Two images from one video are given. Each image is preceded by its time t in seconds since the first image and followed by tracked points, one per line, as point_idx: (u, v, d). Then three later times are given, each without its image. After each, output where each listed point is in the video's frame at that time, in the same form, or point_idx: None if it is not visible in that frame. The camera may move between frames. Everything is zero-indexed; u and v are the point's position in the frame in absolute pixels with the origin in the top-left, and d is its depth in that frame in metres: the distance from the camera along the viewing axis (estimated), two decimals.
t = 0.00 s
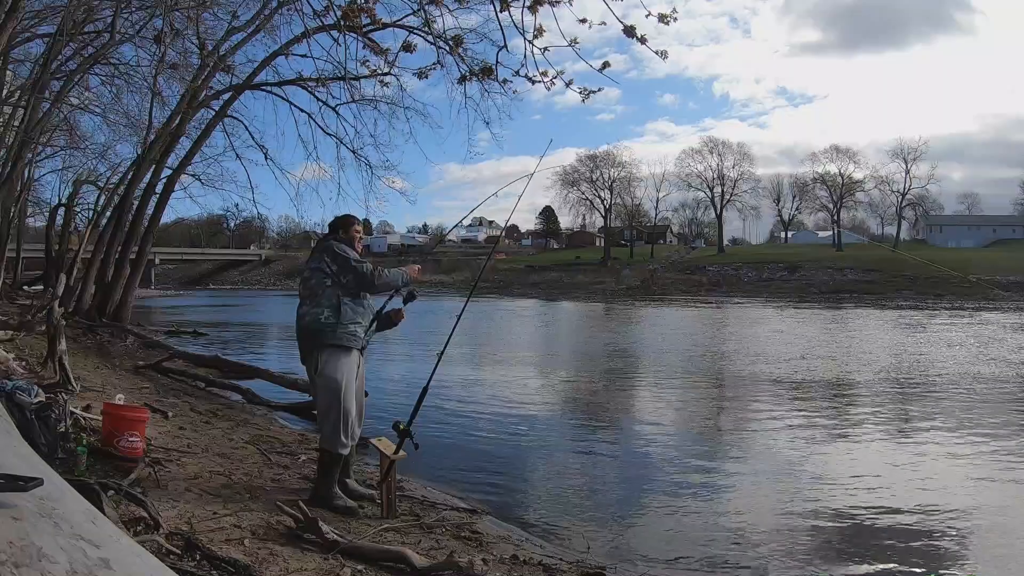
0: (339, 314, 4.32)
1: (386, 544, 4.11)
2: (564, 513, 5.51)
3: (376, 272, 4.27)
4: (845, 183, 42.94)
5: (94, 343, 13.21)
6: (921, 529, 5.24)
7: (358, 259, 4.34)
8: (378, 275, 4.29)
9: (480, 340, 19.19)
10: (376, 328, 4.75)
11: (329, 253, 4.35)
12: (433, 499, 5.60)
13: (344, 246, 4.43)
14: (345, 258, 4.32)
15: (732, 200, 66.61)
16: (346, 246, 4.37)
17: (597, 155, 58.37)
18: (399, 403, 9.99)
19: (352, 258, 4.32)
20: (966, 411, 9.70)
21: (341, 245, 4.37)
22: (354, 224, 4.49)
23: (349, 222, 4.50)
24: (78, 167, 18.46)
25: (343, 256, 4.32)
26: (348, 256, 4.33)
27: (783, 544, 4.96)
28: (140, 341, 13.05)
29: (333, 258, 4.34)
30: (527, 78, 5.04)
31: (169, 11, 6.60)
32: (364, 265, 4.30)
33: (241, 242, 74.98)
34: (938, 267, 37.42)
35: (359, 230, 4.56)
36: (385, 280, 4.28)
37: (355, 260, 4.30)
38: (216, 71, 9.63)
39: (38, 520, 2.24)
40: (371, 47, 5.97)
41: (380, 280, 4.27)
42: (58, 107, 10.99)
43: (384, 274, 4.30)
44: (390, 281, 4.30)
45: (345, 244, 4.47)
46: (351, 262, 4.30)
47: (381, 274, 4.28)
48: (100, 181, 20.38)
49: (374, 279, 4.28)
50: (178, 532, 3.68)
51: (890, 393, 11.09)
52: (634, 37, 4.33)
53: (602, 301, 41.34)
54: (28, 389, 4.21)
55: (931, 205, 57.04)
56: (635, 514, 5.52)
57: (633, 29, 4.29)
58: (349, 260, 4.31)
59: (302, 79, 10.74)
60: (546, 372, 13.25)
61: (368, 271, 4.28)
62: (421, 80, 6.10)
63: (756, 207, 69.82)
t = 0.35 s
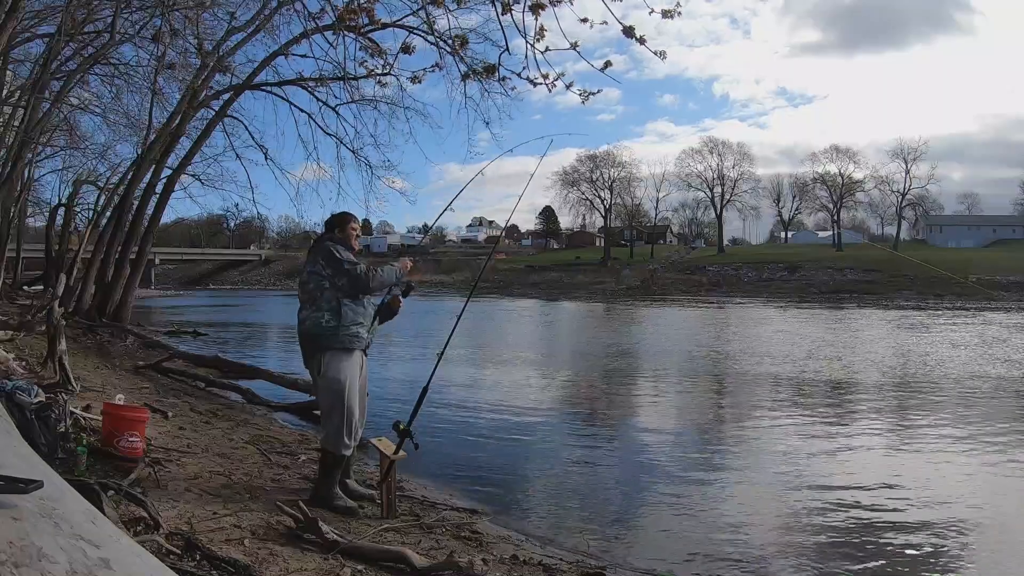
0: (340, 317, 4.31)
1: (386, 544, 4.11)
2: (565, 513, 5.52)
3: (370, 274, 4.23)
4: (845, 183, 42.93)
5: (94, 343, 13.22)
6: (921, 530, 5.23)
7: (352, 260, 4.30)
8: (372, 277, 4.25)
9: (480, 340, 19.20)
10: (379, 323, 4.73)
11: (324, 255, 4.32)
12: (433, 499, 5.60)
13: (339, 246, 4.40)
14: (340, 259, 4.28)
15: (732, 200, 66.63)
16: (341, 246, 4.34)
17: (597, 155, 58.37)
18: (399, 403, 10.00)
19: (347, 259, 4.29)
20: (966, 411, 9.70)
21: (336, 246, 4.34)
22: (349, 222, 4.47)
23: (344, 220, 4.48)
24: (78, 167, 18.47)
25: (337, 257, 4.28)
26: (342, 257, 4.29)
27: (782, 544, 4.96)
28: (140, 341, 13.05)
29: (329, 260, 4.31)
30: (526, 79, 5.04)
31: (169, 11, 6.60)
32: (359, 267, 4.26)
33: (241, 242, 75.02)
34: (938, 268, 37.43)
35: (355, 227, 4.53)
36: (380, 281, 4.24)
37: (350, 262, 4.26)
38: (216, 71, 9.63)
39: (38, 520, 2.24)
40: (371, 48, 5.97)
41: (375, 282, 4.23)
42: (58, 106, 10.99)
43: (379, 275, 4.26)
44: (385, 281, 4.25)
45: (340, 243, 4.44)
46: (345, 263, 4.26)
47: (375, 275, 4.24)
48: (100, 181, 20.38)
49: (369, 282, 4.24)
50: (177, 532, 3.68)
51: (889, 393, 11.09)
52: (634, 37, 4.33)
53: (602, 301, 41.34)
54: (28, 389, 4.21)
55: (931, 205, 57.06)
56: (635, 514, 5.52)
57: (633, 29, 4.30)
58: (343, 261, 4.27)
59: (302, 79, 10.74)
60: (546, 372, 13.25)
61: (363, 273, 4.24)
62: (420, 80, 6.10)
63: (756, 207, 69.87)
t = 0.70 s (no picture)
0: (337, 319, 4.32)
1: (386, 544, 4.11)
2: (565, 514, 5.51)
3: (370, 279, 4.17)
4: (845, 184, 42.89)
5: (94, 343, 13.23)
6: (921, 530, 5.23)
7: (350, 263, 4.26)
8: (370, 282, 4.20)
9: (480, 340, 19.20)
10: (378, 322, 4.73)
11: (321, 256, 4.29)
12: (433, 499, 5.61)
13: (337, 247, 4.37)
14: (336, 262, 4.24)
15: (732, 200, 66.61)
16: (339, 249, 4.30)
17: (597, 155, 58.34)
18: (399, 403, 10.00)
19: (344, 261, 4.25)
20: (966, 411, 9.70)
21: (334, 247, 4.31)
22: (348, 221, 4.45)
23: (343, 218, 4.46)
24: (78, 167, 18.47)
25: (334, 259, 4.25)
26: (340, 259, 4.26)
27: (782, 545, 4.96)
28: (140, 341, 13.04)
29: (326, 262, 4.27)
30: (526, 79, 5.04)
31: (168, 11, 6.60)
32: (356, 272, 4.22)
33: (241, 242, 75.05)
34: (938, 268, 37.41)
35: (355, 225, 4.50)
36: (383, 286, 4.18)
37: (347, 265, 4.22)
38: (217, 71, 9.62)
39: (39, 520, 2.25)
40: (372, 48, 5.97)
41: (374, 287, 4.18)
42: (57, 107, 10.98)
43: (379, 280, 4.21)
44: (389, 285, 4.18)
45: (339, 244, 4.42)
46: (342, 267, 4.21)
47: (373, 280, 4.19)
48: (100, 181, 20.39)
49: (366, 287, 4.19)
50: (178, 532, 3.68)
51: (890, 393, 11.09)
52: (633, 38, 4.33)
53: (603, 301, 41.33)
54: (28, 390, 4.21)
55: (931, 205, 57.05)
56: (635, 514, 5.52)
57: (632, 29, 4.29)
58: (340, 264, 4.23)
59: (302, 79, 10.72)
60: (546, 372, 13.25)
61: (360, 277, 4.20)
62: (420, 80, 6.10)
63: (756, 208, 70.03)
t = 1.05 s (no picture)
0: (323, 325, 4.21)
1: (386, 544, 4.11)
2: (565, 514, 5.51)
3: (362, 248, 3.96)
4: (845, 184, 42.85)
5: (94, 343, 13.23)
6: (920, 530, 5.23)
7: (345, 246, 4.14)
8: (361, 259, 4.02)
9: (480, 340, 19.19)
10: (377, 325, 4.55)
11: (315, 247, 4.20)
12: (433, 499, 5.60)
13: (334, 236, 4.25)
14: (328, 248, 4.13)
15: (733, 200, 66.59)
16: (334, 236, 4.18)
17: (597, 155, 58.32)
18: (399, 403, 9.99)
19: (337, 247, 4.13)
20: (966, 411, 9.69)
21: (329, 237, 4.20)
22: (348, 213, 4.32)
23: (343, 210, 4.33)
24: (78, 167, 18.47)
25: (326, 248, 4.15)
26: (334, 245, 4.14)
27: (783, 544, 4.96)
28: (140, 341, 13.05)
29: (320, 252, 4.19)
30: (526, 78, 5.04)
31: (168, 11, 6.60)
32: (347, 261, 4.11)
33: (241, 242, 75.07)
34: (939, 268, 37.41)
35: (355, 219, 4.35)
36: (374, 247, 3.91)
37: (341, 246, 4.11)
38: (217, 71, 9.62)
39: (39, 520, 2.24)
40: (371, 48, 5.96)
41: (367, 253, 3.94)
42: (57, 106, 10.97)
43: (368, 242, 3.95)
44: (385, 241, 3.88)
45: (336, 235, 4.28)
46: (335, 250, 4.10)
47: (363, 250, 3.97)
48: (100, 181, 20.39)
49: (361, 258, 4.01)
50: (177, 532, 3.67)
51: (890, 393, 11.08)
52: (634, 38, 4.34)
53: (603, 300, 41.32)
54: (29, 390, 4.21)
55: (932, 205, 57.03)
56: (636, 514, 5.52)
57: (631, 29, 4.29)
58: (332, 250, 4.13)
59: (303, 79, 10.72)
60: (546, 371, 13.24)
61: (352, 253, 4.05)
62: (419, 80, 6.10)
63: (756, 207, 70.05)
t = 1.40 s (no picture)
0: (300, 321, 4.06)
1: (387, 544, 4.11)
2: (565, 514, 5.50)
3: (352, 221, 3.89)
4: (846, 184, 42.80)
5: (94, 343, 13.23)
6: (920, 530, 5.23)
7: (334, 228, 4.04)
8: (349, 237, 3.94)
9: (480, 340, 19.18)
10: (361, 333, 4.37)
11: (304, 232, 4.09)
12: (433, 499, 5.60)
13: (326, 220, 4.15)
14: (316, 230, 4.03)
15: (732, 200, 66.56)
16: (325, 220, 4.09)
17: (597, 154, 58.25)
18: (399, 403, 9.99)
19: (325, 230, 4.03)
20: (966, 411, 9.69)
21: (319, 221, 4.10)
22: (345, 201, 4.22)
23: (338, 195, 4.23)
24: (78, 167, 18.46)
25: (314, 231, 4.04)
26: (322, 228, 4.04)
27: (782, 544, 4.96)
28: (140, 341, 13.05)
29: (310, 237, 4.09)
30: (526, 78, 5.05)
31: (168, 11, 6.59)
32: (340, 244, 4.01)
33: (240, 242, 75.05)
34: (939, 267, 37.40)
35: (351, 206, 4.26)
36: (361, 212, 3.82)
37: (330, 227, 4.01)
38: (217, 71, 9.61)
39: (39, 519, 2.25)
40: (370, 47, 5.96)
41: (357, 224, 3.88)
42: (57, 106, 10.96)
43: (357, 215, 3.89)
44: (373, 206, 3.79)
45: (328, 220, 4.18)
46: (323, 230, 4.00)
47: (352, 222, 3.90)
48: (100, 181, 20.38)
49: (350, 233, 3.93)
50: (177, 532, 3.67)
51: (891, 393, 11.07)
52: (633, 38, 4.34)
53: (603, 300, 41.29)
54: (28, 389, 4.21)
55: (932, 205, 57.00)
56: (635, 514, 5.52)
57: (631, 29, 4.30)
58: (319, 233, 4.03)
59: (303, 79, 10.71)
60: (545, 372, 13.23)
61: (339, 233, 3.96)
62: (419, 80, 6.10)
63: (756, 207, 70.08)
